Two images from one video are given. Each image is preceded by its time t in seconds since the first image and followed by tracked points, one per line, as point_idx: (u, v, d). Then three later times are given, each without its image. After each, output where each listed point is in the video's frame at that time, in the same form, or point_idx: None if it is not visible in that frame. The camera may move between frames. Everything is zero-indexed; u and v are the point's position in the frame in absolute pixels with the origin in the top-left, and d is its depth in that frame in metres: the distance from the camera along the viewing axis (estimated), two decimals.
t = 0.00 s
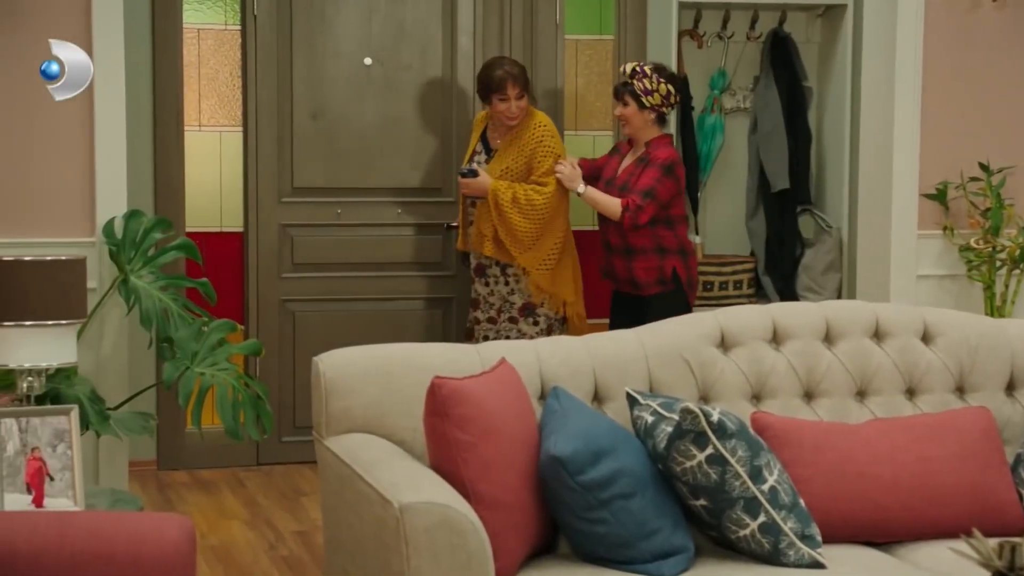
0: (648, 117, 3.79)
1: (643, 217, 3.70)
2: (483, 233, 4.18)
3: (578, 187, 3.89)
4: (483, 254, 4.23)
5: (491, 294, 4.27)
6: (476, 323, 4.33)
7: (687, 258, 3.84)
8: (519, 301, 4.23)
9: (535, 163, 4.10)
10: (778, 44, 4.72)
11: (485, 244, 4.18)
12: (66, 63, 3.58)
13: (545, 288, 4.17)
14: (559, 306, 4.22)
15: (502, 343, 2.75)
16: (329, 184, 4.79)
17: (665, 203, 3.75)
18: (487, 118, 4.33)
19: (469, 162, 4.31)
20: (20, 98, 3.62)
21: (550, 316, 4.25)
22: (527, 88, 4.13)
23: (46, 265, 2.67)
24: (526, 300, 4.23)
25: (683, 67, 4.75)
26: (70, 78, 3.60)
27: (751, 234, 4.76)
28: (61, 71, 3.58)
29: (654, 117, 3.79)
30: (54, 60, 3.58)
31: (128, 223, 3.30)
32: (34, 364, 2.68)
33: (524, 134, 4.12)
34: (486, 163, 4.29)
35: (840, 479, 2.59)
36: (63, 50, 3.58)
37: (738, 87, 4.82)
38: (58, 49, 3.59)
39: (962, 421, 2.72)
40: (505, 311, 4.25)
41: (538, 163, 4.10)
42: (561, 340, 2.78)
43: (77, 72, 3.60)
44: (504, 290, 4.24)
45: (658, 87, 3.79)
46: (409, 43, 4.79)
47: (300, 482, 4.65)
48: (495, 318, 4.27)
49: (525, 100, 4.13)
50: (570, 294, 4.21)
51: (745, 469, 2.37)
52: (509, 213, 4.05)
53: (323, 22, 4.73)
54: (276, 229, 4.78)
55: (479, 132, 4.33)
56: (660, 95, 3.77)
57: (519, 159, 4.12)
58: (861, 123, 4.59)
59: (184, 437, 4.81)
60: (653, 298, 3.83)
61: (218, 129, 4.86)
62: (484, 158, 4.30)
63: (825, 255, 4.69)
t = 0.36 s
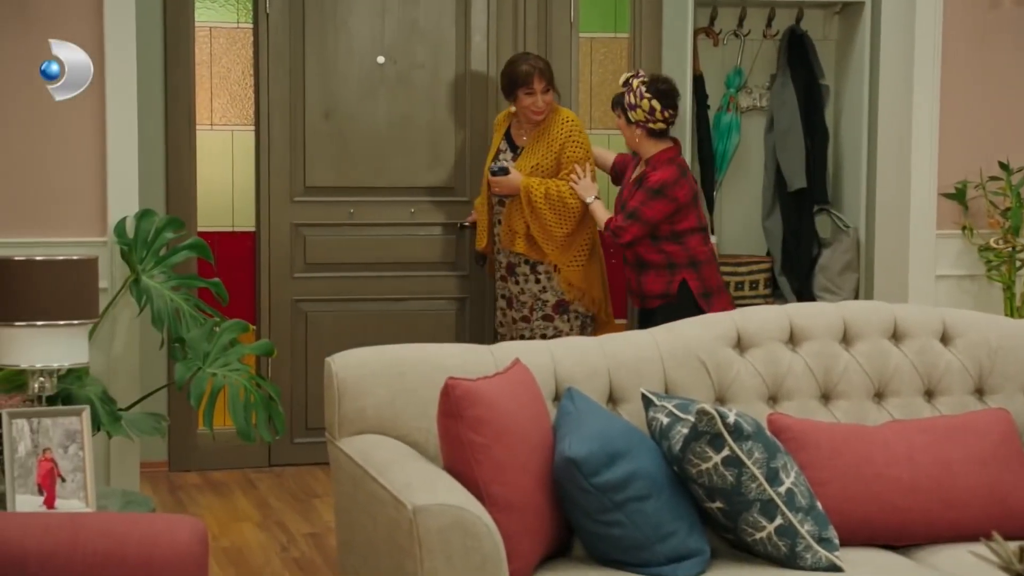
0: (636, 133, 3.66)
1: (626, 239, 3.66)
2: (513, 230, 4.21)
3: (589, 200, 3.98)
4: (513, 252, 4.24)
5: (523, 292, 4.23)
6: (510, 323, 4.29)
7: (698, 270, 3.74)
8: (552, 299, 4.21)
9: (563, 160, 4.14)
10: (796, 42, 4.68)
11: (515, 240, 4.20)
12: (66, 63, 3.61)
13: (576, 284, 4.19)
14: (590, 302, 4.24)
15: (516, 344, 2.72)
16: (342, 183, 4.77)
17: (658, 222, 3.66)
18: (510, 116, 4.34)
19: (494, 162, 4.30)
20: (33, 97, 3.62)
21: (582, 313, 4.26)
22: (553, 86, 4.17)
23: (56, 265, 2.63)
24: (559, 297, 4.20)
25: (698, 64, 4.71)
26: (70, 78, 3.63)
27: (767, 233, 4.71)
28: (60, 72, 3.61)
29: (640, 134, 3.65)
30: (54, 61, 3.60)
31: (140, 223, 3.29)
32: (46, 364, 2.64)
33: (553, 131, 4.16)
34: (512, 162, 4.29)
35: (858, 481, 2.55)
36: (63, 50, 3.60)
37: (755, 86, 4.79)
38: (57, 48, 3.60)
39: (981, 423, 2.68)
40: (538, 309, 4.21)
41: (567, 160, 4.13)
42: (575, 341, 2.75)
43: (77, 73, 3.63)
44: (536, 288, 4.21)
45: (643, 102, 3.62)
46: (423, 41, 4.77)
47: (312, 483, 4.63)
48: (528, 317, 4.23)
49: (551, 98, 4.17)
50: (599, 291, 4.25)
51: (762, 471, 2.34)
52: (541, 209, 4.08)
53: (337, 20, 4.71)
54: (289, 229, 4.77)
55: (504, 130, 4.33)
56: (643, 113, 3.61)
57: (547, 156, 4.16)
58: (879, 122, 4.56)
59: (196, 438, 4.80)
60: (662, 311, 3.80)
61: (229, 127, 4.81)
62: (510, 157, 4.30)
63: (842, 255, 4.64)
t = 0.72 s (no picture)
0: (613, 144, 3.61)
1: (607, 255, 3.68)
2: (533, 234, 4.20)
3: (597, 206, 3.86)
4: (533, 255, 4.25)
5: (546, 295, 4.25)
6: (533, 326, 4.30)
7: (691, 278, 3.59)
8: (575, 301, 4.21)
9: (579, 161, 4.11)
10: (806, 41, 4.66)
11: (536, 244, 4.20)
12: (66, 63, 3.61)
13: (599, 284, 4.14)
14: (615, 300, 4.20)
15: (524, 344, 2.71)
16: (349, 183, 4.76)
17: (637, 236, 3.61)
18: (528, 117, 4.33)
19: (512, 166, 4.30)
20: (38, 96, 3.61)
21: (607, 312, 4.24)
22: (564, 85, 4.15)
23: (62, 265, 2.62)
24: (582, 298, 4.20)
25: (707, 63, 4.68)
26: (70, 78, 3.62)
27: (777, 233, 4.69)
28: (60, 72, 3.60)
29: (616, 146, 3.59)
30: (53, 61, 3.60)
31: (146, 222, 3.27)
32: (51, 365, 2.62)
33: (567, 131, 4.14)
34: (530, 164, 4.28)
35: (868, 482, 2.53)
36: (63, 50, 3.59)
37: (764, 84, 4.76)
38: (57, 48, 3.60)
39: (992, 424, 2.66)
40: (561, 310, 4.23)
41: (583, 160, 4.10)
42: (583, 340, 2.73)
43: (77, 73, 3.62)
44: (559, 289, 4.22)
45: (614, 115, 3.53)
46: (430, 40, 4.76)
47: (319, 484, 4.62)
48: (552, 319, 4.25)
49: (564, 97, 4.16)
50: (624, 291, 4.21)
51: (771, 472, 2.32)
52: (558, 211, 4.05)
53: (345, 20, 4.70)
54: (295, 229, 4.75)
55: (521, 132, 4.31)
56: (614, 126, 3.54)
57: (563, 157, 4.13)
58: (889, 121, 4.53)
59: (203, 438, 4.79)
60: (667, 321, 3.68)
61: (235, 127, 4.78)
62: (528, 159, 4.30)
63: (852, 255, 4.61)
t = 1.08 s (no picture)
0: (615, 147, 3.62)
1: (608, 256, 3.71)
2: (533, 237, 4.20)
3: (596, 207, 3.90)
4: (534, 257, 4.24)
5: (548, 296, 4.25)
6: (535, 327, 4.29)
7: (690, 281, 3.59)
8: (577, 302, 4.21)
9: (578, 163, 4.10)
10: (808, 41, 4.65)
11: (536, 246, 4.20)
12: (66, 63, 3.61)
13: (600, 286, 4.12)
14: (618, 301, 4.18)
15: (526, 344, 2.70)
16: (351, 183, 4.76)
17: (636, 238, 3.63)
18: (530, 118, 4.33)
19: (513, 168, 4.31)
20: (39, 95, 3.61)
21: (610, 313, 4.23)
22: (561, 85, 4.14)
23: (63, 265, 2.62)
24: (584, 299, 4.20)
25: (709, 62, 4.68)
26: (70, 78, 3.62)
27: (779, 233, 4.69)
28: (60, 72, 3.60)
29: (619, 148, 3.60)
30: (53, 61, 3.60)
31: (148, 222, 3.27)
32: (53, 365, 2.61)
33: (565, 133, 4.13)
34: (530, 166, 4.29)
35: (871, 483, 2.52)
36: (63, 50, 3.59)
37: (766, 84, 4.76)
38: (57, 48, 3.60)
39: (995, 424, 2.66)
40: (564, 312, 4.22)
41: (582, 162, 4.09)
42: (585, 340, 2.73)
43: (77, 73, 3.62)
44: (560, 291, 4.22)
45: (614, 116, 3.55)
46: (432, 40, 4.76)
47: (321, 484, 4.62)
48: (555, 320, 4.24)
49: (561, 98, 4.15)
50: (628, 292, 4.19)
51: (774, 473, 2.32)
52: (558, 215, 4.05)
53: (347, 19, 4.70)
54: (296, 229, 4.75)
55: (522, 133, 4.31)
56: (615, 127, 3.55)
57: (561, 159, 4.13)
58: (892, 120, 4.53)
59: (205, 439, 4.79)
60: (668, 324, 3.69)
61: (237, 127, 4.77)
62: (529, 160, 4.30)
63: (854, 256, 4.61)
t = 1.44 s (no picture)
0: (640, 128, 3.66)
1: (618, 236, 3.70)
2: (526, 238, 4.20)
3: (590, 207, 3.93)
4: (527, 257, 4.24)
5: (541, 297, 4.23)
6: (527, 327, 4.26)
7: (697, 270, 3.64)
8: (570, 303, 4.19)
9: (569, 164, 4.10)
10: (810, 41, 4.65)
11: (529, 247, 4.20)
12: (66, 63, 3.60)
13: (593, 288, 4.14)
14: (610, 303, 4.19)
15: (528, 344, 2.70)
16: (352, 184, 4.76)
17: (650, 220, 3.64)
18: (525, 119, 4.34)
19: (508, 167, 4.33)
20: (40, 95, 3.61)
21: (604, 313, 4.22)
22: (552, 86, 4.13)
23: (65, 265, 2.62)
24: (577, 300, 4.19)
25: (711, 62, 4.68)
26: (70, 78, 3.62)
27: (781, 233, 4.69)
28: (60, 72, 3.60)
29: (643, 129, 3.64)
30: (53, 61, 3.60)
31: (150, 222, 3.28)
32: (55, 365, 2.61)
33: (556, 134, 4.13)
34: (523, 166, 4.30)
35: (873, 483, 2.52)
36: (63, 50, 3.59)
37: (767, 85, 4.76)
38: (58, 48, 3.60)
39: (998, 424, 2.65)
40: (557, 313, 4.21)
41: (573, 164, 4.09)
42: (586, 341, 2.73)
43: (78, 73, 3.62)
44: (553, 292, 4.21)
45: (644, 96, 3.61)
46: (434, 40, 4.76)
47: (323, 484, 4.61)
48: (547, 321, 4.23)
49: (551, 99, 4.14)
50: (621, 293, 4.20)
51: (775, 473, 2.31)
52: (549, 217, 4.06)
53: (348, 19, 4.70)
54: (298, 229, 4.75)
55: (516, 133, 4.32)
56: (644, 106, 3.59)
57: (552, 161, 4.12)
58: (893, 120, 4.53)
59: (206, 439, 4.79)
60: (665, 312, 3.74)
61: (239, 127, 4.78)
62: (523, 160, 4.32)
63: (855, 256, 4.61)
